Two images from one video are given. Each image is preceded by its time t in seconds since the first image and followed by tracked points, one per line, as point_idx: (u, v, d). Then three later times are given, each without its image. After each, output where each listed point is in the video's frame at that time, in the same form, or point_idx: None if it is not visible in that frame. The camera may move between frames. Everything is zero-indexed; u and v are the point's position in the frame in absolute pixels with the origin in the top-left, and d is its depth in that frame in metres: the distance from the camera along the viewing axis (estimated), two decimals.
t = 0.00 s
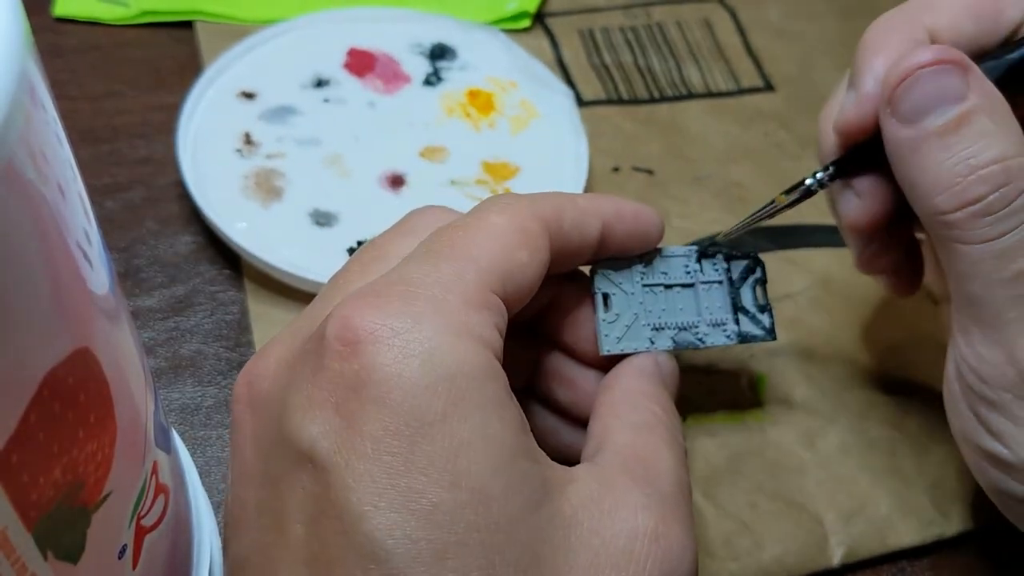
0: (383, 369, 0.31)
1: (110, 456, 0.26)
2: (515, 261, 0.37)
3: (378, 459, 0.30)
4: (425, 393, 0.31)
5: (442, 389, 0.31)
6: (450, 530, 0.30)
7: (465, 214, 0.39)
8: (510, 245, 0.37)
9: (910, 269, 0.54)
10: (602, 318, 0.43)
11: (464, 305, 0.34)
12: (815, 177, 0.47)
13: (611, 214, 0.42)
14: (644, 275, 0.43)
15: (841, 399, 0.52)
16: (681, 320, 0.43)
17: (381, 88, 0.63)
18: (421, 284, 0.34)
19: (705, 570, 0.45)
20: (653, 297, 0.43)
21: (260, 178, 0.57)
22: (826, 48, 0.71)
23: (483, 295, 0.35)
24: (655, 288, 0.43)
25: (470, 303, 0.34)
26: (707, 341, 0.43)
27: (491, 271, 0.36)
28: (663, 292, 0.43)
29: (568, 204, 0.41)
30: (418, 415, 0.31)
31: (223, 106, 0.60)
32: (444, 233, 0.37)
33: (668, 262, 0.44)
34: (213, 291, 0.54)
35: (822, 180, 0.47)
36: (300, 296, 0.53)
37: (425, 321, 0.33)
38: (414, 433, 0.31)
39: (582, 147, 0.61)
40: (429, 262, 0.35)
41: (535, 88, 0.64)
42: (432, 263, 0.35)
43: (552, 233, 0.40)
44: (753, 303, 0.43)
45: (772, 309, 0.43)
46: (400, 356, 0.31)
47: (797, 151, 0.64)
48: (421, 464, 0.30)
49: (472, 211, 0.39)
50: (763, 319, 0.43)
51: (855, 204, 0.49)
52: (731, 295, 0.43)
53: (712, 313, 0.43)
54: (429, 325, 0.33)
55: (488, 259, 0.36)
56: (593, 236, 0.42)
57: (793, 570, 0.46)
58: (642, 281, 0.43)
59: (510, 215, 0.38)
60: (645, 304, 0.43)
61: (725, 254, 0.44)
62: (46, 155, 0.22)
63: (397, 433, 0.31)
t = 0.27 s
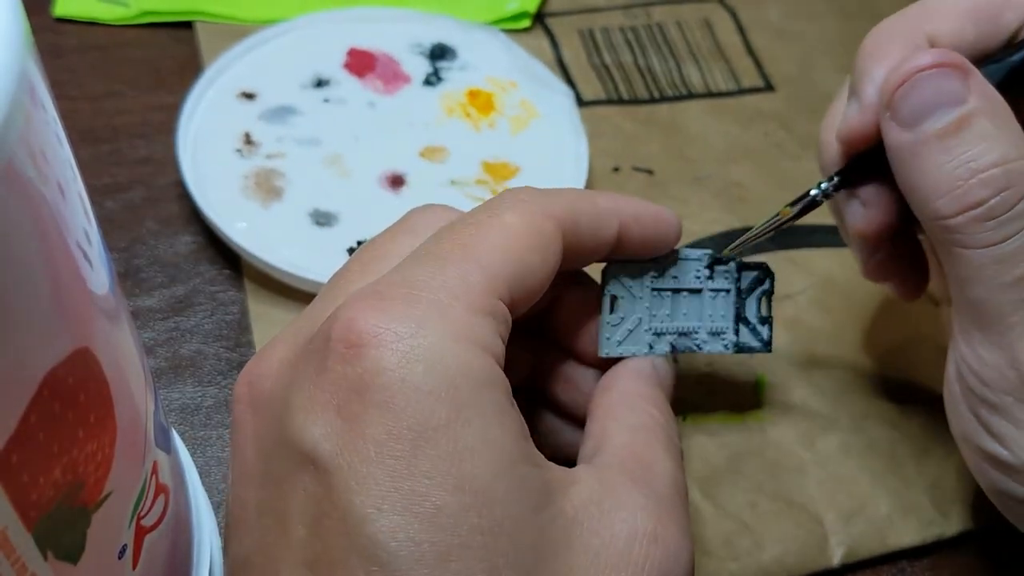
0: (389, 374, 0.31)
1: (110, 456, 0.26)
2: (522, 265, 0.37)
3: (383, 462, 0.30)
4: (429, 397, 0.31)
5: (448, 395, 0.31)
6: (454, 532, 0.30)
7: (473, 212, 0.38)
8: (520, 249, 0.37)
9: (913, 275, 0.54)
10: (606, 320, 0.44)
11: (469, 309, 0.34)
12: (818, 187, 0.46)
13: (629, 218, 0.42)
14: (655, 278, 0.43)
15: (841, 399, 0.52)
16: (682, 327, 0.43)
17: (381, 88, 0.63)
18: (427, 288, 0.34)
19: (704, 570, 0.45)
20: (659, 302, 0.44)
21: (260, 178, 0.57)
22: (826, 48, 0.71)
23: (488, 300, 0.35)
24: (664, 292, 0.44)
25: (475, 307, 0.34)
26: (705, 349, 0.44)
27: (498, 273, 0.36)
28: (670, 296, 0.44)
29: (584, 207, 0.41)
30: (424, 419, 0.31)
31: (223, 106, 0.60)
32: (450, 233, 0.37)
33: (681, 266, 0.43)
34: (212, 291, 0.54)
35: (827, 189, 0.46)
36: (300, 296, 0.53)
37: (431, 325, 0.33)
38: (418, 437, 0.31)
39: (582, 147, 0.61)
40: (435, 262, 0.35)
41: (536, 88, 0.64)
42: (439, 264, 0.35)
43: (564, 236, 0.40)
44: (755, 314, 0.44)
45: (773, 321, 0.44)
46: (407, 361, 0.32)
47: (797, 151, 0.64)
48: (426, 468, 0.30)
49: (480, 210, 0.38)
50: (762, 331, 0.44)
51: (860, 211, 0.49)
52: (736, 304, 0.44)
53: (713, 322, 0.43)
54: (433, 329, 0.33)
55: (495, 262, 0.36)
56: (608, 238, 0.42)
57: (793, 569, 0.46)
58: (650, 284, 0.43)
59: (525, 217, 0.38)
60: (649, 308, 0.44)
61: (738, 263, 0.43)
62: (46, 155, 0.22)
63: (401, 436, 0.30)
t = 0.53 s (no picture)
0: (380, 377, 0.31)
1: (110, 456, 0.26)
2: (510, 249, 0.37)
3: (373, 467, 0.30)
4: (419, 400, 0.31)
5: (439, 396, 0.31)
6: (445, 538, 0.30)
7: (460, 199, 0.38)
8: (507, 232, 0.37)
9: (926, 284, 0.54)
10: (603, 314, 0.43)
11: (462, 307, 0.34)
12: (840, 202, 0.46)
13: (610, 201, 0.42)
14: (646, 270, 0.43)
15: (841, 399, 0.52)
16: (684, 314, 0.43)
17: (380, 89, 0.63)
18: (419, 287, 0.34)
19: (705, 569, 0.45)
20: (655, 292, 0.43)
21: (260, 178, 0.57)
22: (825, 49, 0.71)
23: (481, 297, 0.35)
24: (657, 281, 0.43)
25: (469, 305, 0.34)
26: (711, 334, 0.43)
27: (490, 268, 0.36)
28: (665, 285, 0.43)
29: (565, 189, 0.41)
30: (415, 421, 0.31)
31: (222, 107, 0.60)
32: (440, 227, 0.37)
33: (671, 254, 0.43)
34: (212, 291, 0.54)
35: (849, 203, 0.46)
36: (300, 296, 0.53)
37: (422, 326, 0.33)
38: (409, 442, 0.31)
39: (582, 148, 0.61)
40: (429, 259, 0.35)
41: (535, 89, 0.65)
42: (431, 259, 0.35)
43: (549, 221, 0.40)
44: (756, 293, 0.44)
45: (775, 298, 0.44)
46: (396, 364, 0.32)
47: (797, 151, 0.64)
48: (416, 473, 0.30)
49: (466, 198, 0.38)
50: (767, 309, 0.43)
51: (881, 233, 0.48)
52: (734, 286, 0.43)
53: (715, 307, 0.43)
54: (424, 330, 0.33)
55: (485, 255, 0.36)
56: (592, 224, 0.42)
57: (793, 569, 0.46)
58: (643, 276, 0.43)
59: (508, 200, 0.38)
60: (646, 299, 0.43)
61: (728, 244, 0.44)
62: (46, 155, 0.22)
63: (393, 441, 0.31)
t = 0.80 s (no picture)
0: (402, 381, 0.31)
1: (110, 456, 0.26)
2: (529, 261, 0.37)
3: (393, 472, 0.30)
4: (438, 407, 0.31)
5: (458, 402, 0.31)
6: (463, 543, 0.30)
7: (482, 203, 0.38)
8: (529, 244, 0.37)
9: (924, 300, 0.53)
10: (610, 323, 0.43)
11: (480, 314, 0.34)
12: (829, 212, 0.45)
13: (633, 214, 0.42)
14: (656, 280, 0.43)
15: (841, 399, 0.52)
16: (685, 327, 0.44)
17: (380, 89, 0.63)
18: (438, 293, 0.34)
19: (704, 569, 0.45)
20: (661, 304, 0.44)
21: (260, 178, 0.57)
22: (826, 48, 0.71)
23: (498, 306, 0.35)
24: (665, 293, 0.44)
25: (486, 313, 0.34)
26: (708, 349, 0.44)
27: (508, 277, 0.36)
28: (672, 297, 0.44)
29: (591, 199, 0.40)
30: (435, 427, 0.31)
31: (222, 106, 0.60)
32: (454, 231, 0.37)
33: (681, 266, 0.44)
34: (212, 291, 0.54)
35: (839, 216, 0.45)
36: (300, 296, 0.53)
37: (443, 331, 0.33)
38: (429, 446, 0.30)
39: (582, 147, 0.61)
40: (445, 267, 0.35)
41: (536, 88, 0.65)
42: (450, 268, 0.35)
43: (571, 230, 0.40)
44: (757, 312, 0.44)
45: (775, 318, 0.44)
46: (418, 368, 0.31)
47: (797, 151, 0.64)
48: (435, 478, 0.30)
49: (485, 203, 0.38)
50: (765, 329, 0.44)
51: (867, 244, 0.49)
52: (737, 302, 0.44)
53: (716, 322, 0.44)
54: (444, 335, 0.33)
55: (503, 264, 0.36)
56: (611, 235, 0.42)
57: (792, 570, 0.46)
58: (652, 286, 0.43)
59: (531, 210, 0.38)
60: (652, 310, 0.44)
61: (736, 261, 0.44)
62: (46, 156, 0.22)
63: (412, 445, 0.30)
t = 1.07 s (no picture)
0: (372, 374, 0.31)
1: (110, 456, 0.26)
2: (504, 252, 0.37)
3: (365, 464, 0.30)
4: (411, 395, 0.31)
5: (430, 391, 0.31)
6: (436, 535, 0.30)
7: (455, 202, 0.39)
8: (503, 234, 0.37)
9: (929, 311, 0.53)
10: (612, 316, 0.41)
11: (454, 304, 0.34)
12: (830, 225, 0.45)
13: (610, 205, 0.43)
14: (651, 269, 0.42)
15: (841, 398, 0.52)
16: (696, 309, 0.41)
17: (380, 89, 0.63)
18: (412, 285, 0.34)
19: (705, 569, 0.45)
20: (663, 290, 0.42)
21: (260, 178, 0.57)
22: (825, 49, 0.71)
23: (474, 295, 0.35)
24: (664, 280, 0.42)
25: (461, 302, 0.34)
26: (728, 326, 0.41)
27: (481, 267, 0.36)
28: (673, 283, 0.42)
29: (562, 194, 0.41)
30: (407, 418, 0.31)
31: (223, 107, 0.60)
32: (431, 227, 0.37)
33: (674, 253, 0.43)
34: (212, 292, 0.54)
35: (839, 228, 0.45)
36: (300, 297, 0.53)
37: (415, 323, 0.33)
38: (400, 437, 0.31)
39: (582, 148, 0.61)
40: (421, 259, 0.35)
41: (535, 89, 0.65)
42: (425, 260, 0.35)
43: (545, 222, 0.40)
44: (768, 282, 0.42)
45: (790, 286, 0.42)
46: (390, 360, 0.32)
47: (797, 151, 0.64)
48: (408, 469, 0.30)
49: (460, 202, 0.39)
50: (783, 297, 0.42)
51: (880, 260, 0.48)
52: (744, 276, 0.42)
53: (729, 298, 0.42)
54: (417, 326, 0.33)
55: (479, 256, 0.36)
56: (589, 227, 0.42)
57: (793, 569, 0.46)
58: (648, 275, 0.42)
59: (501, 202, 0.38)
60: (655, 298, 0.42)
61: (732, 238, 0.43)
62: (46, 156, 0.22)
63: (386, 436, 0.31)
